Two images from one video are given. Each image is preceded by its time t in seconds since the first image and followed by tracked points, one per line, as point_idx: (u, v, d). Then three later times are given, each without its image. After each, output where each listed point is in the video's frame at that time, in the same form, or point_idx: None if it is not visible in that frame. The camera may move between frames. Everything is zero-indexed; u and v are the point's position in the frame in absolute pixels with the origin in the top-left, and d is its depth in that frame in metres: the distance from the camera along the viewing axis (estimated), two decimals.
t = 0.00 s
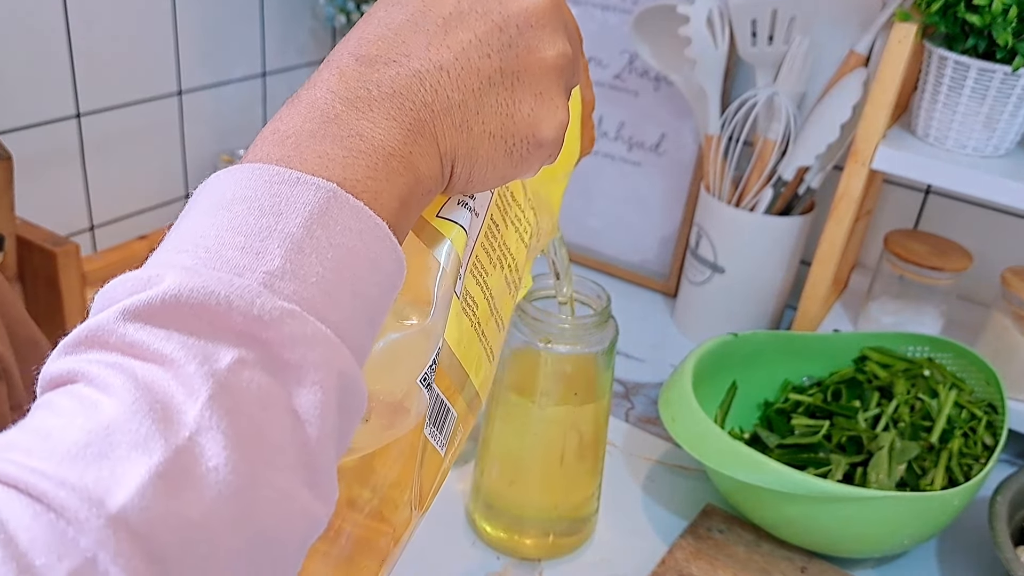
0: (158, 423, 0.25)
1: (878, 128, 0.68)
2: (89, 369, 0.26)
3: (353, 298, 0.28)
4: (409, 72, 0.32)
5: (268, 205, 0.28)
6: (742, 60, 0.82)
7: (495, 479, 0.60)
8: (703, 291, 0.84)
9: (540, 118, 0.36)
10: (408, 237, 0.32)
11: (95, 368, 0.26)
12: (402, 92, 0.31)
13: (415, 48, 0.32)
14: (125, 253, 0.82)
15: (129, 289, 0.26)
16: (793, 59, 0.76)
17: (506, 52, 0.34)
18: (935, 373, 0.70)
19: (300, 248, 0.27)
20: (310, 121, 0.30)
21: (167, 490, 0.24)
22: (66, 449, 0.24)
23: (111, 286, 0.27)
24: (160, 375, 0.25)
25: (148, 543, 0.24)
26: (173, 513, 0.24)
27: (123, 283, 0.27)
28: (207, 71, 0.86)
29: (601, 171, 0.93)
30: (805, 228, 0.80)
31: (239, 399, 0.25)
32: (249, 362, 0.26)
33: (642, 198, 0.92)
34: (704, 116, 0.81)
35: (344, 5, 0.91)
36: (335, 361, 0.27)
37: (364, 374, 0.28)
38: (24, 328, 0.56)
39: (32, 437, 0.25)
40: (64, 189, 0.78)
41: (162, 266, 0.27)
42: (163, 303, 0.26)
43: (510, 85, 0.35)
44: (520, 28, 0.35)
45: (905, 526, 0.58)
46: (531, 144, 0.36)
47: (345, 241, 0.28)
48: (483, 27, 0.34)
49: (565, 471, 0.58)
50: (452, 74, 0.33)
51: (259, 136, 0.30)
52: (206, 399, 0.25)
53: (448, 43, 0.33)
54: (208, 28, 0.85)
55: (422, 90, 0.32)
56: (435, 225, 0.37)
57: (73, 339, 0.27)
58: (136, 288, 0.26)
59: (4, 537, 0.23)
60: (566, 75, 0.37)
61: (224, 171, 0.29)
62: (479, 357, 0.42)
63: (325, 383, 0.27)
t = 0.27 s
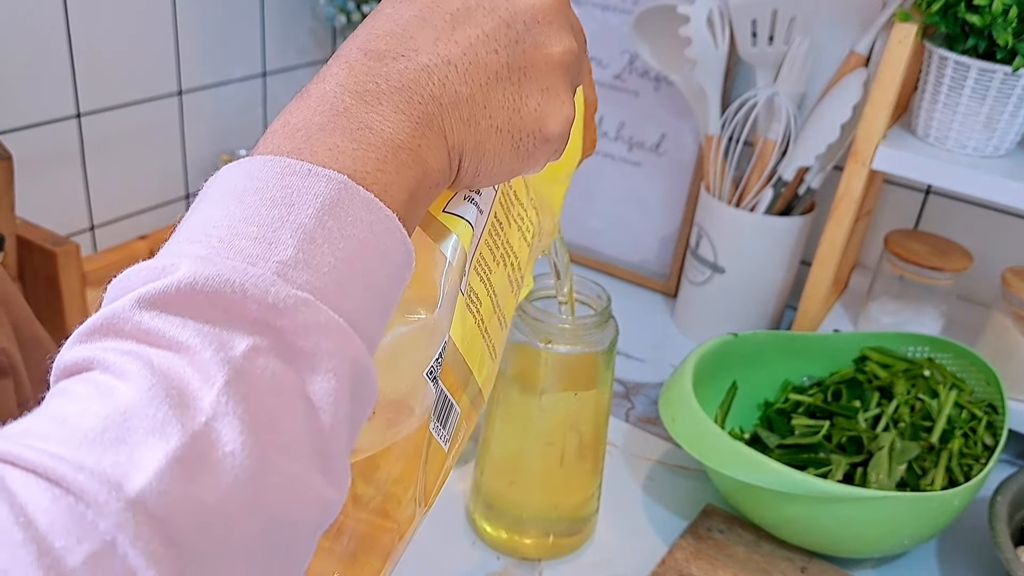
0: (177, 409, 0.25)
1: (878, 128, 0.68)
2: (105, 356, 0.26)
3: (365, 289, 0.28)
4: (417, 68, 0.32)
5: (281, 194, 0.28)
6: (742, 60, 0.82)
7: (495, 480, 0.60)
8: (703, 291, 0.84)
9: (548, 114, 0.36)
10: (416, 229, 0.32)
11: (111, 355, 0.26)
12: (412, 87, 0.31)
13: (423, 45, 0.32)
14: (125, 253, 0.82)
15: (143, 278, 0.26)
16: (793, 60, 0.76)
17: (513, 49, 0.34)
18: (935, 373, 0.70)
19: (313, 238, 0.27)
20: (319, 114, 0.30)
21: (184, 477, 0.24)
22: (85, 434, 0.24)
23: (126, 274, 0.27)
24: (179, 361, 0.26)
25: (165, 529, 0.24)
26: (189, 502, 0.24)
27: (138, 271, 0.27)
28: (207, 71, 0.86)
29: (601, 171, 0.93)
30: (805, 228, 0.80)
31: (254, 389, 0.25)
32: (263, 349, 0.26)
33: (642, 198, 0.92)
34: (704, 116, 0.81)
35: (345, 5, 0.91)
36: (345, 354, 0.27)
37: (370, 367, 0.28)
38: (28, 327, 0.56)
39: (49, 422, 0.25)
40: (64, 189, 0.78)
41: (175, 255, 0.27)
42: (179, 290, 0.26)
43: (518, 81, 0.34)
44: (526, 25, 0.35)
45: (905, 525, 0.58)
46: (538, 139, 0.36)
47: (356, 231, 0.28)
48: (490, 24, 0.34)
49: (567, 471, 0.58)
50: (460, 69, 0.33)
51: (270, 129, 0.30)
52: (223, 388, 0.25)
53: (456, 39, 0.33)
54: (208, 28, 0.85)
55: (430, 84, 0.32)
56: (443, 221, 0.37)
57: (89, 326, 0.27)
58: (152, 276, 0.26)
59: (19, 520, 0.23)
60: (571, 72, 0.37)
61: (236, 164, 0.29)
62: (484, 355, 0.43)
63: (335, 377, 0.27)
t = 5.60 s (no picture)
0: (188, 379, 0.23)
1: (883, 128, 0.68)
2: (89, 323, 0.23)
3: (390, 278, 0.28)
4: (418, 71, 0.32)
5: (304, 189, 0.27)
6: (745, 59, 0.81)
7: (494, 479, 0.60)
8: (706, 291, 0.83)
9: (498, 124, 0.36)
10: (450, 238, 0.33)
11: (108, 330, 0.23)
12: (419, 92, 0.32)
13: (408, 45, 0.33)
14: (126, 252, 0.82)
15: (157, 265, 0.25)
16: (796, 60, 0.76)
17: (473, 41, 0.35)
18: (939, 374, 0.69)
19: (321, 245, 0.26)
20: (332, 131, 0.30)
21: (203, 453, 0.22)
22: (77, 399, 0.22)
23: (124, 256, 0.26)
24: (189, 330, 0.24)
25: (177, 508, 0.22)
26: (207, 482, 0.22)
27: (148, 259, 0.25)
28: (208, 69, 0.86)
29: (604, 170, 0.93)
30: (808, 228, 0.80)
31: (287, 372, 0.24)
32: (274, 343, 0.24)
33: (644, 197, 0.92)
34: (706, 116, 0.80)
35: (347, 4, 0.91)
36: (365, 347, 0.27)
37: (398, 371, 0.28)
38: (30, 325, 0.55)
39: (22, 388, 0.22)
40: (65, 188, 0.78)
41: (192, 246, 0.25)
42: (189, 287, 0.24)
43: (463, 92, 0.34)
44: (483, 18, 0.36)
45: (911, 528, 0.58)
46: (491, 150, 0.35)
47: (387, 229, 0.28)
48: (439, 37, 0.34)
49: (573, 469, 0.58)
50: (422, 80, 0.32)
51: (265, 126, 0.30)
52: (246, 366, 0.24)
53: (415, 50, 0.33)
54: (210, 27, 0.84)
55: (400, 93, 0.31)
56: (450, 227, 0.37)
57: (68, 301, 0.24)
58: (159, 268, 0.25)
59: (9, 498, 0.21)
60: (530, 63, 0.39)
61: (237, 162, 0.29)
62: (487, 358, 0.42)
63: (356, 368, 0.26)
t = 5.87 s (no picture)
0: (199, 349, 0.23)
1: (878, 129, 0.69)
2: (96, 293, 0.23)
3: (396, 257, 0.28)
4: (425, 62, 0.30)
5: (318, 169, 0.26)
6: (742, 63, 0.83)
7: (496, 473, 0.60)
8: (703, 291, 0.84)
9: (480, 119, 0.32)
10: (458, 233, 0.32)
11: (123, 301, 0.23)
12: (428, 83, 0.29)
13: (409, 35, 0.30)
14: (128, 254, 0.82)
15: (170, 242, 0.24)
16: (791, 63, 0.77)
17: (478, 34, 0.33)
18: (933, 372, 0.71)
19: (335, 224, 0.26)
20: (344, 118, 0.28)
21: (217, 421, 0.23)
22: (88, 366, 0.21)
23: (139, 233, 0.24)
24: (201, 300, 0.24)
25: (189, 471, 0.22)
26: (221, 447, 0.23)
27: (161, 236, 0.24)
28: (212, 72, 0.87)
29: (603, 171, 0.94)
30: (804, 229, 0.81)
31: (297, 348, 0.25)
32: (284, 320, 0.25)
33: (642, 198, 0.93)
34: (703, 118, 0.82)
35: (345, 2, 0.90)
36: (374, 324, 0.27)
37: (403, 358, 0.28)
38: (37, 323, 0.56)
39: (32, 354, 0.21)
40: (70, 189, 0.79)
41: (204, 222, 0.25)
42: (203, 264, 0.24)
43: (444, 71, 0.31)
44: (488, 10, 0.33)
45: (905, 524, 0.59)
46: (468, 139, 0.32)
47: (398, 210, 0.28)
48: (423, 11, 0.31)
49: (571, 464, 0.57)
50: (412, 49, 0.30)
51: (273, 104, 0.28)
52: (257, 341, 0.24)
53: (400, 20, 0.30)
54: (214, 30, 0.85)
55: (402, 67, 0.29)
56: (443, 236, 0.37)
57: (78, 276, 0.23)
58: (171, 243, 0.24)
59: (18, 459, 0.20)
60: (535, 56, 0.36)
61: (248, 142, 0.27)
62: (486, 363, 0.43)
63: (365, 346, 0.27)
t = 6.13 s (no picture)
0: (212, 321, 0.23)
1: (878, 128, 0.69)
2: (107, 265, 0.22)
3: (403, 233, 0.27)
4: (434, 44, 0.30)
5: (328, 146, 0.26)
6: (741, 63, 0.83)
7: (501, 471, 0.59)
8: (703, 291, 0.84)
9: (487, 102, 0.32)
10: (463, 219, 0.32)
11: (136, 273, 0.22)
12: (437, 65, 0.29)
13: (417, 17, 0.30)
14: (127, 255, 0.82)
15: (181, 217, 0.24)
16: (791, 63, 0.77)
17: (485, 19, 0.33)
18: (933, 372, 0.71)
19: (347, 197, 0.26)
20: (354, 98, 0.28)
21: (228, 386, 0.22)
22: (103, 335, 0.21)
23: (149, 208, 0.24)
24: (214, 272, 0.23)
25: (205, 439, 0.22)
26: (235, 415, 0.22)
27: (172, 211, 0.24)
28: (212, 72, 0.87)
29: (603, 171, 0.94)
30: (804, 229, 0.81)
31: (309, 313, 0.24)
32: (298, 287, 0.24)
33: (642, 198, 0.93)
34: (703, 118, 0.82)
35: None
36: (385, 298, 0.26)
37: (410, 344, 0.27)
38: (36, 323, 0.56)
39: (45, 325, 0.21)
40: (70, 189, 0.79)
41: (216, 196, 0.24)
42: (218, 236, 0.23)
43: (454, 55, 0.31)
44: None
45: (905, 524, 0.59)
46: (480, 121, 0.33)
47: (408, 186, 0.28)
48: None
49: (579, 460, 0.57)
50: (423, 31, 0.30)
51: (281, 85, 0.27)
52: (270, 309, 0.24)
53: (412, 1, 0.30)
54: (214, 31, 0.85)
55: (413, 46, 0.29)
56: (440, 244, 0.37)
57: (88, 249, 0.22)
58: (184, 216, 0.24)
59: (30, 423, 0.20)
60: (540, 44, 0.36)
61: (257, 120, 0.26)
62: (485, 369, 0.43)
63: (378, 319, 0.26)
